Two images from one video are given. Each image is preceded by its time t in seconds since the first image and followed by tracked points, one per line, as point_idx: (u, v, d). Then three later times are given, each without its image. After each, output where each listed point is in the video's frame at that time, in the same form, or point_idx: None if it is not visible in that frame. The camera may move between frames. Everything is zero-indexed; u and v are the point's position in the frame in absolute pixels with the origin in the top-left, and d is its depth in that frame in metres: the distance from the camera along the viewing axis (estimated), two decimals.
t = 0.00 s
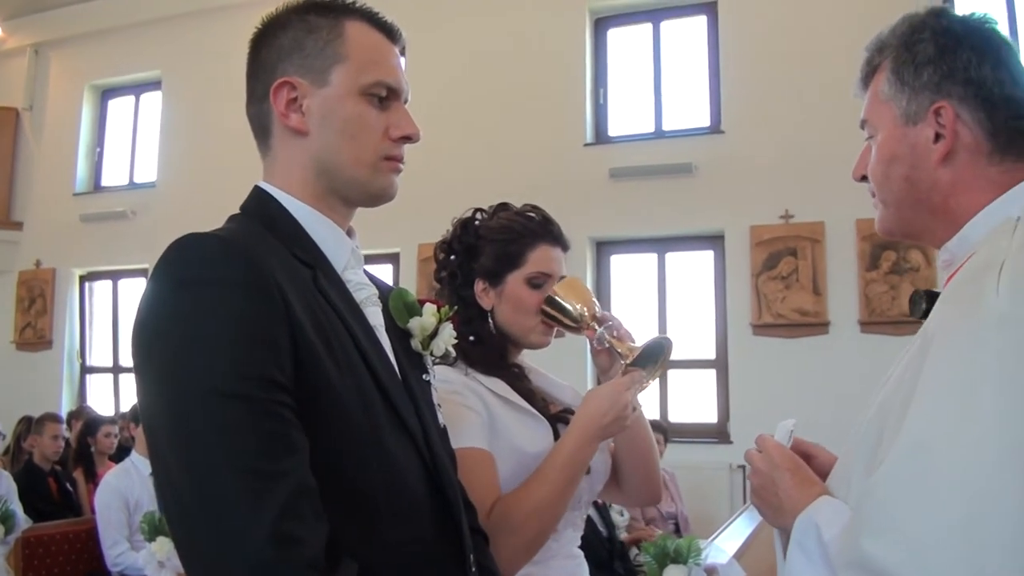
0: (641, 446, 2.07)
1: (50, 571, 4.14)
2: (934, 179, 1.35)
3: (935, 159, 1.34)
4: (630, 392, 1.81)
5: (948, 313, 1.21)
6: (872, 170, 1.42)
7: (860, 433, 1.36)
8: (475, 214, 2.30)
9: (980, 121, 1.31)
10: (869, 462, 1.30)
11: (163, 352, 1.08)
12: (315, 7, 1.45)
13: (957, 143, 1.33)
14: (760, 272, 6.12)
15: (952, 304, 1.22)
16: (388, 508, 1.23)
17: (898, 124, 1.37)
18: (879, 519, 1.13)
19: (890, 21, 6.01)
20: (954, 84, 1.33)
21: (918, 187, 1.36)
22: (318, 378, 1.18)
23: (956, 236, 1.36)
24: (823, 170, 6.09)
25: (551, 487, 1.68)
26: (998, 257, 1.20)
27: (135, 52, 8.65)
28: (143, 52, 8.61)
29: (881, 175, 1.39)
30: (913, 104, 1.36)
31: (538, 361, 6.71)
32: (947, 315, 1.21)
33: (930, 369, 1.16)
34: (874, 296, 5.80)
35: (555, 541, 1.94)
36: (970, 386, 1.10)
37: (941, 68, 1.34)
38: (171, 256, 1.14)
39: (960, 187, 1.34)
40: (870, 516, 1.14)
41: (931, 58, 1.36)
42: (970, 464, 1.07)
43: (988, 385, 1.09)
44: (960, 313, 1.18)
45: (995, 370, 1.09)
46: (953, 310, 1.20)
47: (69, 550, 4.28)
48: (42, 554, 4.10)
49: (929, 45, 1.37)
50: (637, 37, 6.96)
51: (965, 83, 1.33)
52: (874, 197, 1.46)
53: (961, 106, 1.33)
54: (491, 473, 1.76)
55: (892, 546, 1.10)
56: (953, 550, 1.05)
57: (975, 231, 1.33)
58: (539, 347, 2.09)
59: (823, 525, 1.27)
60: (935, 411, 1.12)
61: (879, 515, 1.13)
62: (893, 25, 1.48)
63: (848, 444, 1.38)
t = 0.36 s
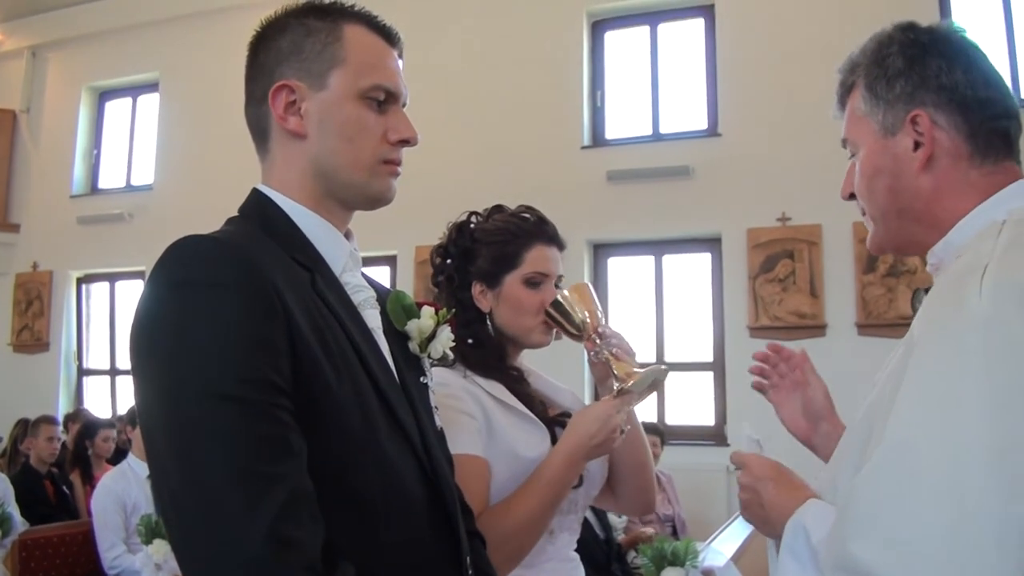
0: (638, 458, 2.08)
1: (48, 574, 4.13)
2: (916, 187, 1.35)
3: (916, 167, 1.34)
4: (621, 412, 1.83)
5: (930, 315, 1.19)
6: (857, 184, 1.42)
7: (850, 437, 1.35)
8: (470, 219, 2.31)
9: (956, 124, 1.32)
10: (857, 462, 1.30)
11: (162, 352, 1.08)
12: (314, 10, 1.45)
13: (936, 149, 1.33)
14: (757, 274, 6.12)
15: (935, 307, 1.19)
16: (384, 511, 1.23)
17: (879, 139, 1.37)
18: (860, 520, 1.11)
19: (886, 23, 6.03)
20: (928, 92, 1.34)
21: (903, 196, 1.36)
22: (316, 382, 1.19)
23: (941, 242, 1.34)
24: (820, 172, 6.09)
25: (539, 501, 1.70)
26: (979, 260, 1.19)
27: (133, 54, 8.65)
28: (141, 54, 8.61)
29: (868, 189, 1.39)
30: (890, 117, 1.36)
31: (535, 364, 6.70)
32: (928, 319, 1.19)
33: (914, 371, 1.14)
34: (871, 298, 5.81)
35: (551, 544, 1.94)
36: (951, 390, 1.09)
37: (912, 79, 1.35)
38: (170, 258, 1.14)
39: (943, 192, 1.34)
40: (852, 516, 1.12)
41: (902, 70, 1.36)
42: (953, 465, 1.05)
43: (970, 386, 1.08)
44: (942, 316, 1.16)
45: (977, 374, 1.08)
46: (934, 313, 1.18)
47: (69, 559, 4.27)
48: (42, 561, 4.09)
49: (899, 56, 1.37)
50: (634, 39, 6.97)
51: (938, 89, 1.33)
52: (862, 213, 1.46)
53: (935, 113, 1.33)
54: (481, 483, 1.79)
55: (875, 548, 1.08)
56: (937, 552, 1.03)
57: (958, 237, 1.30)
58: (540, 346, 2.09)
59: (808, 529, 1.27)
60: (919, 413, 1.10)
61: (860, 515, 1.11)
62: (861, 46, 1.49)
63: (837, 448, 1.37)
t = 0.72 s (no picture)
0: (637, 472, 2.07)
1: None
2: (906, 193, 1.37)
3: (904, 172, 1.37)
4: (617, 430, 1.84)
5: (911, 310, 1.18)
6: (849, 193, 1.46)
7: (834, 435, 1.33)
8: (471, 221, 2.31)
9: (941, 130, 1.34)
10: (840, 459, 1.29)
11: (163, 351, 1.08)
12: (317, 13, 1.45)
13: (923, 155, 1.36)
14: (756, 276, 6.12)
15: (915, 307, 1.17)
16: (384, 511, 1.23)
17: (867, 147, 1.41)
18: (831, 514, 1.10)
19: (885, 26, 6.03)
20: (913, 98, 1.37)
21: (895, 202, 1.39)
22: (316, 383, 1.19)
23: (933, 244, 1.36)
24: (819, 173, 6.09)
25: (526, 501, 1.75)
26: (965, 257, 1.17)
27: (133, 55, 8.65)
28: (140, 56, 8.61)
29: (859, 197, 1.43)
30: (877, 125, 1.40)
31: (536, 365, 6.70)
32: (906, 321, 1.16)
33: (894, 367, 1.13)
34: (871, 300, 5.81)
35: (549, 547, 1.94)
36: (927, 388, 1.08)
37: (898, 86, 1.38)
38: (171, 261, 1.14)
39: (933, 198, 1.36)
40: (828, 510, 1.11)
41: (887, 78, 1.40)
42: (926, 463, 1.04)
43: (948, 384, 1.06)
44: (923, 313, 1.15)
45: (954, 371, 1.07)
46: (914, 307, 1.17)
47: (71, 564, 4.28)
48: (43, 565, 4.10)
49: (883, 66, 1.42)
50: (633, 41, 6.97)
51: (923, 96, 1.36)
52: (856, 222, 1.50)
53: (921, 119, 1.36)
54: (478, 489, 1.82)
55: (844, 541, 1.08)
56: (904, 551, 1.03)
57: (951, 239, 1.32)
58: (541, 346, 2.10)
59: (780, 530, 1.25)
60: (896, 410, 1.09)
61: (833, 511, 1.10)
62: (849, 59, 1.53)
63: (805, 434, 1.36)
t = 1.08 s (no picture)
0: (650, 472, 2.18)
1: None
2: (903, 197, 1.43)
3: (900, 178, 1.43)
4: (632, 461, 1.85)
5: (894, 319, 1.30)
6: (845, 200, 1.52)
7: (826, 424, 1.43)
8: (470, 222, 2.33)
9: (934, 135, 1.40)
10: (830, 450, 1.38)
11: (168, 356, 1.08)
12: (323, 15, 1.45)
13: (918, 160, 1.42)
14: (757, 277, 6.12)
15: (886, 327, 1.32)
16: (387, 515, 1.23)
17: (862, 155, 1.47)
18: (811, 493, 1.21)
19: (885, 27, 6.04)
20: (904, 105, 1.43)
21: (892, 208, 1.45)
22: (320, 386, 1.18)
23: (930, 247, 1.43)
24: (819, 174, 6.10)
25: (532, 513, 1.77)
26: (944, 267, 1.27)
27: (133, 57, 8.66)
28: (141, 58, 8.61)
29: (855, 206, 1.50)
30: (870, 134, 1.46)
31: (536, 367, 6.69)
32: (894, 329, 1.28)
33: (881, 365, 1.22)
34: (871, 301, 5.81)
35: (549, 548, 1.98)
36: (908, 379, 1.17)
37: (889, 94, 1.45)
38: (175, 262, 1.14)
39: (929, 202, 1.42)
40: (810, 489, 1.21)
41: (877, 87, 1.46)
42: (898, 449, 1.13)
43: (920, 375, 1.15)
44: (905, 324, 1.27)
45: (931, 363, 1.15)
46: (902, 320, 1.28)
47: (75, 565, 4.28)
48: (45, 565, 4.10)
49: (873, 75, 1.48)
50: (633, 42, 6.98)
51: (914, 102, 1.43)
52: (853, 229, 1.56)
53: (914, 125, 1.42)
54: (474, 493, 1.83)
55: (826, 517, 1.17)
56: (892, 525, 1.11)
57: (950, 239, 1.39)
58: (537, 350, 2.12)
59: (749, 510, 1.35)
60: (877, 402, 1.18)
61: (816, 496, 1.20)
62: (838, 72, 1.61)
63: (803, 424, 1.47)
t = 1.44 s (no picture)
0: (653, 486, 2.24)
1: None
2: (896, 204, 1.47)
3: (893, 183, 1.46)
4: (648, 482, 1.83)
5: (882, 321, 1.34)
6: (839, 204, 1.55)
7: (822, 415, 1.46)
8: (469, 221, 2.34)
9: (926, 141, 1.44)
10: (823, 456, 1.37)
11: (170, 357, 1.08)
12: (325, 15, 1.45)
13: (910, 166, 1.45)
14: (757, 278, 6.12)
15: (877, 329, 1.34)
16: (389, 514, 1.23)
17: (855, 162, 1.50)
18: (808, 486, 1.24)
19: (885, 27, 6.05)
20: (896, 113, 1.47)
21: (885, 214, 1.48)
22: (321, 386, 1.19)
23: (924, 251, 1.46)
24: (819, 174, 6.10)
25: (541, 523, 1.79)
26: (933, 268, 1.31)
27: (134, 57, 8.65)
28: (141, 58, 8.61)
29: (849, 212, 1.53)
30: (863, 141, 1.49)
31: (537, 367, 6.69)
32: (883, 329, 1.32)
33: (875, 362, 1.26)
34: (871, 302, 5.81)
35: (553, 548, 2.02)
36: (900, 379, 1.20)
37: (880, 102, 1.48)
38: (177, 262, 1.14)
39: (922, 207, 1.45)
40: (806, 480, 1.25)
41: (868, 95, 1.50)
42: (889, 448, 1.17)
43: (910, 372, 1.20)
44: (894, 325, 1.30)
45: (922, 360, 1.20)
46: (892, 320, 1.31)
47: (78, 564, 4.30)
48: (48, 564, 4.11)
49: (864, 83, 1.51)
50: (633, 42, 6.98)
51: (905, 109, 1.46)
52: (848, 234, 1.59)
53: (905, 131, 1.45)
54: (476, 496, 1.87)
55: (823, 510, 1.21)
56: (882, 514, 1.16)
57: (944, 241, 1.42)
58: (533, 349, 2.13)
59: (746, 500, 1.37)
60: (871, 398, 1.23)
61: (813, 490, 1.23)
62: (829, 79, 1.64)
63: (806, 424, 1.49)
